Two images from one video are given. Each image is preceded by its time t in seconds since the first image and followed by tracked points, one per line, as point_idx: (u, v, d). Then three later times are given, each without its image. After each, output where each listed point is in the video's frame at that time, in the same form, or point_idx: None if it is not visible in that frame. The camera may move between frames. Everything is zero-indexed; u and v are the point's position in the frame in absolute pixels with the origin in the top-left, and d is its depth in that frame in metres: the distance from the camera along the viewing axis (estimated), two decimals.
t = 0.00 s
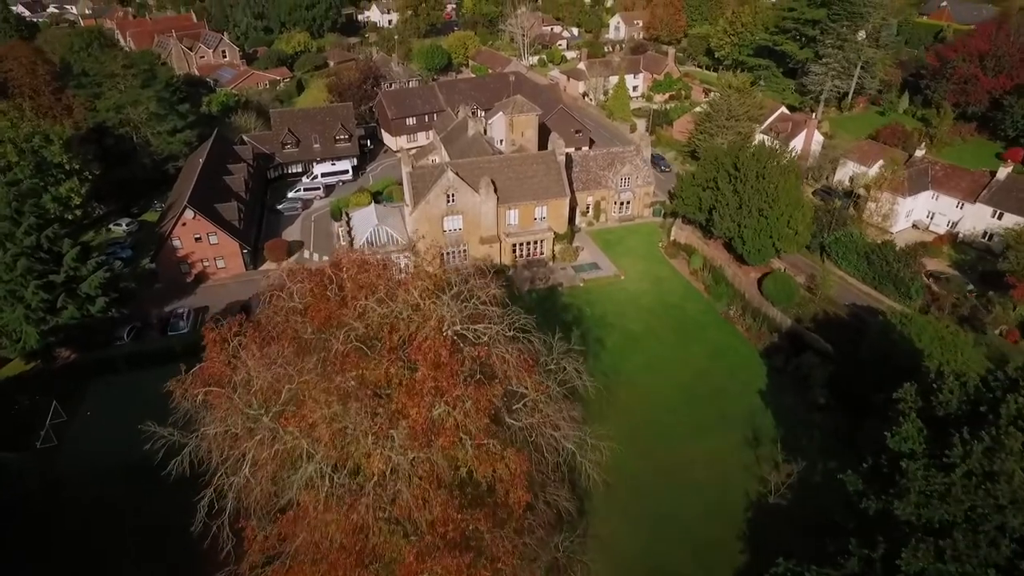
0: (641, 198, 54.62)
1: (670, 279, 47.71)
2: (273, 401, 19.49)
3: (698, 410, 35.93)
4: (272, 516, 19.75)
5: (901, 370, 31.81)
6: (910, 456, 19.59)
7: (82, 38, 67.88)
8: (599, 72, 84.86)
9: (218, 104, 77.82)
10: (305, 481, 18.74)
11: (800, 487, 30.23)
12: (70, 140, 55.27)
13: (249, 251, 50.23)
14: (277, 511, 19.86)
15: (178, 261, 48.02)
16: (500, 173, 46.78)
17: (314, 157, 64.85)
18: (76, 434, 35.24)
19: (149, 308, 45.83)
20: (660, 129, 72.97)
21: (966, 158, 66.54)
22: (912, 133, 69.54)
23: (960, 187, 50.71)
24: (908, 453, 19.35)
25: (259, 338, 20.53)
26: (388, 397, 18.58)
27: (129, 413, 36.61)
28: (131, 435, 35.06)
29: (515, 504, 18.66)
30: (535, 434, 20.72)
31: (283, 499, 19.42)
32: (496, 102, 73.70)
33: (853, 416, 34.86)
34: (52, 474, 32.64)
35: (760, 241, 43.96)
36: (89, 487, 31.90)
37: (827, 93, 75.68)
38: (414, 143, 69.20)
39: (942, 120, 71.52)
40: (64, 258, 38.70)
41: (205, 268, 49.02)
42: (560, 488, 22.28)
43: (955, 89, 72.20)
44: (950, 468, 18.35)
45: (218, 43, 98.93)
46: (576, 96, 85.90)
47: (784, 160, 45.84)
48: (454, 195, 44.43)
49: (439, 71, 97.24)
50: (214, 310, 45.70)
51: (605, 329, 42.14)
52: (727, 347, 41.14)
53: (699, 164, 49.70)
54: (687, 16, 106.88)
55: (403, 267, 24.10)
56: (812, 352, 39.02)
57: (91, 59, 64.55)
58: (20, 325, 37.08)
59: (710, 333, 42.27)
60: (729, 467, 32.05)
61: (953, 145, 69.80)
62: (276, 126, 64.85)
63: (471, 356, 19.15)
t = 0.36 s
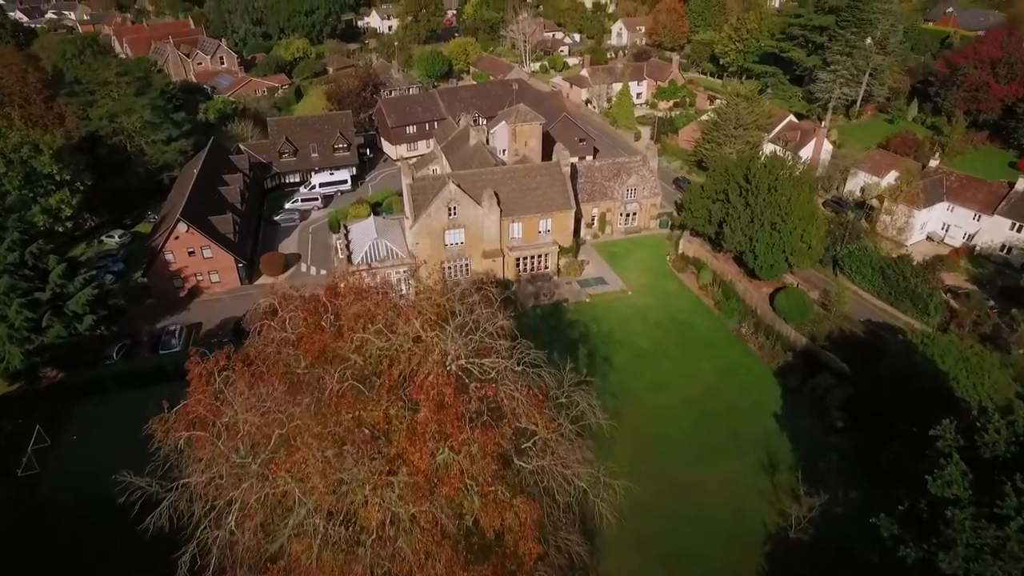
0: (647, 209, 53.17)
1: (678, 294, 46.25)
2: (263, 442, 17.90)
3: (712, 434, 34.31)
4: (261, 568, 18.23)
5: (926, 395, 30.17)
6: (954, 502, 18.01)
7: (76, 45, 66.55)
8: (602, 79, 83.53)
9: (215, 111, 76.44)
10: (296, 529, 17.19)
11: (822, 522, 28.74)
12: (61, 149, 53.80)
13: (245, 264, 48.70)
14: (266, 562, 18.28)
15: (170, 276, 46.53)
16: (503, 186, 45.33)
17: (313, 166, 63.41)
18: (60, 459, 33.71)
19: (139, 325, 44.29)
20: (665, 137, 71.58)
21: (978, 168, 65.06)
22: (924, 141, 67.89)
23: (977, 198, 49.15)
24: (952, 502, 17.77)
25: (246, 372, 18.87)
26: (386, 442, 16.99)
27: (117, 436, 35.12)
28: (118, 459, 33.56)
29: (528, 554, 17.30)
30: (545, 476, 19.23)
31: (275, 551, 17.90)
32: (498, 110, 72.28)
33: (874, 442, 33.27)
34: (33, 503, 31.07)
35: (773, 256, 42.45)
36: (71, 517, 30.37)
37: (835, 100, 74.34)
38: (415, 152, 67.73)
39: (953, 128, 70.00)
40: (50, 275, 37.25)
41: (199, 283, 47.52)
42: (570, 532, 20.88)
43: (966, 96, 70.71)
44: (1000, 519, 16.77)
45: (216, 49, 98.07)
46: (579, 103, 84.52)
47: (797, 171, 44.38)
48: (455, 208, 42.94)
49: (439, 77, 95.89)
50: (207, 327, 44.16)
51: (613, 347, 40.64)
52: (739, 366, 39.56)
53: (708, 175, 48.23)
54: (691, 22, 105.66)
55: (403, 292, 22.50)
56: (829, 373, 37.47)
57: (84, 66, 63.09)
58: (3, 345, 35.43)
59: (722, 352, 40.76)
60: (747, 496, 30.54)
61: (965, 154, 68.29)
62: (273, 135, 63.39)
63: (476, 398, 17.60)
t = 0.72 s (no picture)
0: (654, 221, 51.70)
1: (687, 310, 44.75)
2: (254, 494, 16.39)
3: (726, 460, 32.82)
4: None
5: (955, 424, 28.61)
6: (1007, 561, 16.76)
7: (69, 52, 65.32)
8: (605, 86, 82.02)
9: (212, 119, 74.95)
10: None
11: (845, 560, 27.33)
12: (52, 159, 52.25)
13: (239, 279, 47.08)
14: None
15: (163, 291, 45.02)
16: (507, 199, 43.83)
17: (310, 176, 61.94)
18: (41, 488, 32.22)
19: (130, 343, 42.71)
20: (670, 146, 70.17)
21: (991, 178, 63.63)
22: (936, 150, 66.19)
23: (995, 211, 47.54)
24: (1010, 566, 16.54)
25: (233, 413, 17.32)
26: (387, 496, 15.53)
27: (102, 463, 33.56)
28: (104, 488, 32.15)
29: None
30: (558, 526, 17.84)
31: None
32: (500, 118, 70.76)
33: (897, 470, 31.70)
34: (11, 537, 29.60)
35: (786, 272, 40.95)
36: (53, 552, 28.80)
37: (844, 109, 73.00)
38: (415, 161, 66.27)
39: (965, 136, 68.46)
40: (35, 293, 35.78)
41: (192, 298, 45.97)
42: None
43: (978, 104, 69.25)
44: None
45: (214, 56, 96.09)
46: (582, 111, 83.15)
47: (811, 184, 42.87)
48: (457, 222, 41.41)
49: (440, 84, 94.51)
50: (200, 345, 42.57)
51: (622, 367, 39.15)
52: (751, 388, 38.05)
53: (718, 187, 46.73)
54: (694, 29, 104.47)
55: (402, 321, 20.93)
56: (847, 396, 35.86)
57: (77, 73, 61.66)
58: None
59: (734, 372, 39.25)
60: (768, 529, 29.09)
61: (977, 163, 66.74)
62: (270, 143, 61.90)
63: (484, 447, 16.18)
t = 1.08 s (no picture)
0: (661, 233, 50.26)
1: (697, 326, 43.26)
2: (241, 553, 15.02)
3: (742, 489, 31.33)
4: None
5: (983, 451, 27.00)
6: None
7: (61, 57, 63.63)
8: (609, 92, 80.56)
9: (209, 126, 73.48)
10: None
11: None
12: (42, 168, 50.71)
13: (235, 293, 45.54)
14: None
15: (155, 306, 43.51)
16: (511, 211, 42.35)
17: (308, 185, 60.47)
18: (22, 518, 30.61)
19: (120, 360, 41.21)
20: (676, 153, 68.71)
21: (1005, 186, 62.20)
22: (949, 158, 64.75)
23: (1014, 223, 46.09)
24: None
25: (219, 463, 15.92)
26: (386, 558, 14.16)
27: (88, 490, 31.97)
28: (88, 518, 30.56)
29: None
30: None
31: None
32: (502, 125, 69.35)
33: (922, 499, 30.14)
34: None
35: (801, 287, 39.48)
36: None
37: (853, 115, 71.62)
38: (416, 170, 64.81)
39: (978, 144, 67.00)
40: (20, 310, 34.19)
41: (185, 313, 44.47)
42: None
43: (991, 110, 67.83)
44: None
45: (211, 61, 94.71)
46: (586, 117, 81.72)
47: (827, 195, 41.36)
48: (460, 235, 39.93)
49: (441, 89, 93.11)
50: (193, 362, 41.03)
51: (630, 387, 37.64)
52: (765, 409, 36.53)
53: (729, 199, 45.23)
54: (698, 33, 103.21)
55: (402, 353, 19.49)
56: (867, 420, 34.34)
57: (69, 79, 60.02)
58: None
59: (747, 392, 37.74)
60: (788, 563, 27.68)
61: (991, 172, 65.30)
62: (267, 152, 60.43)
63: (494, 505, 14.84)
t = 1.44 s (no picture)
0: (669, 243, 48.79)
1: (707, 340, 41.80)
2: None
3: (756, 514, 29.96)
4: None
5: (1016, 476, 25.27)
6: None
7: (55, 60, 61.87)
8: (613, 96, 79.08)
9: (205, 130, 71.97)
10: None
11: None
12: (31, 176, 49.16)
13: (229, 306, 43.90)
14: None
15: (146, 319, 41.97)
16: (516, 222, 40.82)
17: (306, 193, 59.00)
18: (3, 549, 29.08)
19: (110, 377, 39.72)
20: (682, 159, 67.25)
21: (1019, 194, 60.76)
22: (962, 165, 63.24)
23: None
24: None
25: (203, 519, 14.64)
26: None
27: (72, 518, 30.47)
28: (71, 550, 29.01)
29: None
30: None
31: None
32: (504, 130, 67.90)
33: (949, 528, 28.58)
34: None
35: (817, 302, 37.98)
36: None
37: (862, 121, 70.25)
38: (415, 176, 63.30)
39: (991, 150, 65.58)
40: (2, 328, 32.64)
41: (177, 327, 42.94)
42: None
43: (1004, 116, 66.38)
44: None
45: (208, 64, 93.21)
46: (589, 122, 80.26)
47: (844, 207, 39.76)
48: (462, 248, 38.42)
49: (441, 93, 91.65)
50: (185, 380, 39.53)
51: (640, 406, 36.15)
52: (777, 427, 35.20)
53: (741, 209, 43.64)
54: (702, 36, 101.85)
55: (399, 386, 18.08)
56: (888, 443, 32.80)
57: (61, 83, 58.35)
58: None
59: (760, 411, 36.25)
60: None
61: (1005, 178, 63.82)
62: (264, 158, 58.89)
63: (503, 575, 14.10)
